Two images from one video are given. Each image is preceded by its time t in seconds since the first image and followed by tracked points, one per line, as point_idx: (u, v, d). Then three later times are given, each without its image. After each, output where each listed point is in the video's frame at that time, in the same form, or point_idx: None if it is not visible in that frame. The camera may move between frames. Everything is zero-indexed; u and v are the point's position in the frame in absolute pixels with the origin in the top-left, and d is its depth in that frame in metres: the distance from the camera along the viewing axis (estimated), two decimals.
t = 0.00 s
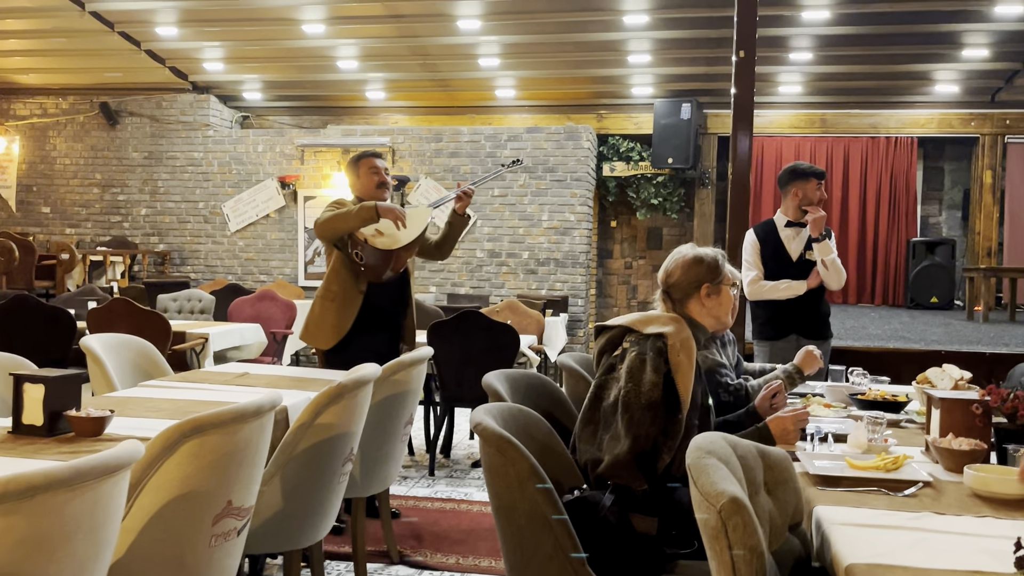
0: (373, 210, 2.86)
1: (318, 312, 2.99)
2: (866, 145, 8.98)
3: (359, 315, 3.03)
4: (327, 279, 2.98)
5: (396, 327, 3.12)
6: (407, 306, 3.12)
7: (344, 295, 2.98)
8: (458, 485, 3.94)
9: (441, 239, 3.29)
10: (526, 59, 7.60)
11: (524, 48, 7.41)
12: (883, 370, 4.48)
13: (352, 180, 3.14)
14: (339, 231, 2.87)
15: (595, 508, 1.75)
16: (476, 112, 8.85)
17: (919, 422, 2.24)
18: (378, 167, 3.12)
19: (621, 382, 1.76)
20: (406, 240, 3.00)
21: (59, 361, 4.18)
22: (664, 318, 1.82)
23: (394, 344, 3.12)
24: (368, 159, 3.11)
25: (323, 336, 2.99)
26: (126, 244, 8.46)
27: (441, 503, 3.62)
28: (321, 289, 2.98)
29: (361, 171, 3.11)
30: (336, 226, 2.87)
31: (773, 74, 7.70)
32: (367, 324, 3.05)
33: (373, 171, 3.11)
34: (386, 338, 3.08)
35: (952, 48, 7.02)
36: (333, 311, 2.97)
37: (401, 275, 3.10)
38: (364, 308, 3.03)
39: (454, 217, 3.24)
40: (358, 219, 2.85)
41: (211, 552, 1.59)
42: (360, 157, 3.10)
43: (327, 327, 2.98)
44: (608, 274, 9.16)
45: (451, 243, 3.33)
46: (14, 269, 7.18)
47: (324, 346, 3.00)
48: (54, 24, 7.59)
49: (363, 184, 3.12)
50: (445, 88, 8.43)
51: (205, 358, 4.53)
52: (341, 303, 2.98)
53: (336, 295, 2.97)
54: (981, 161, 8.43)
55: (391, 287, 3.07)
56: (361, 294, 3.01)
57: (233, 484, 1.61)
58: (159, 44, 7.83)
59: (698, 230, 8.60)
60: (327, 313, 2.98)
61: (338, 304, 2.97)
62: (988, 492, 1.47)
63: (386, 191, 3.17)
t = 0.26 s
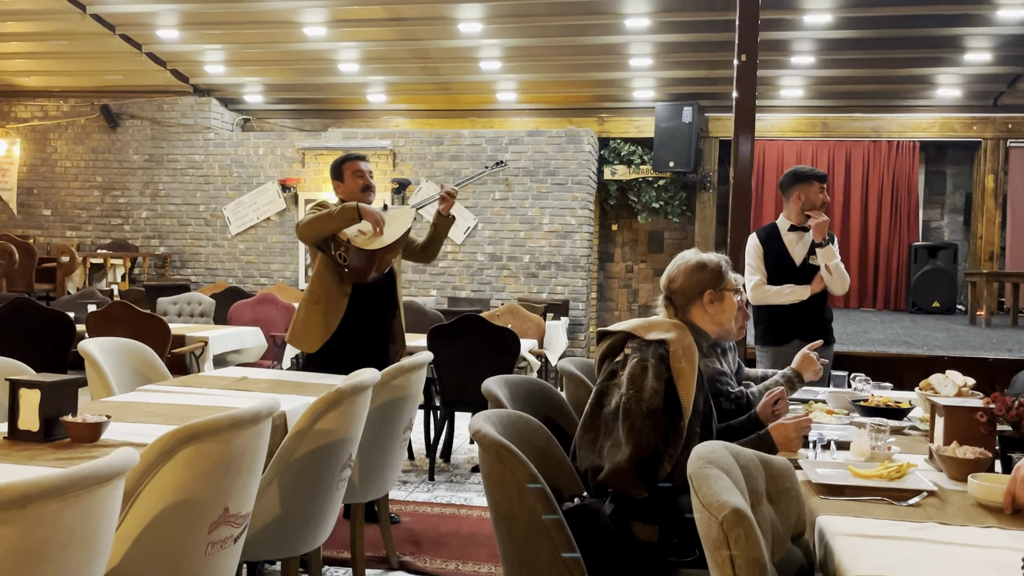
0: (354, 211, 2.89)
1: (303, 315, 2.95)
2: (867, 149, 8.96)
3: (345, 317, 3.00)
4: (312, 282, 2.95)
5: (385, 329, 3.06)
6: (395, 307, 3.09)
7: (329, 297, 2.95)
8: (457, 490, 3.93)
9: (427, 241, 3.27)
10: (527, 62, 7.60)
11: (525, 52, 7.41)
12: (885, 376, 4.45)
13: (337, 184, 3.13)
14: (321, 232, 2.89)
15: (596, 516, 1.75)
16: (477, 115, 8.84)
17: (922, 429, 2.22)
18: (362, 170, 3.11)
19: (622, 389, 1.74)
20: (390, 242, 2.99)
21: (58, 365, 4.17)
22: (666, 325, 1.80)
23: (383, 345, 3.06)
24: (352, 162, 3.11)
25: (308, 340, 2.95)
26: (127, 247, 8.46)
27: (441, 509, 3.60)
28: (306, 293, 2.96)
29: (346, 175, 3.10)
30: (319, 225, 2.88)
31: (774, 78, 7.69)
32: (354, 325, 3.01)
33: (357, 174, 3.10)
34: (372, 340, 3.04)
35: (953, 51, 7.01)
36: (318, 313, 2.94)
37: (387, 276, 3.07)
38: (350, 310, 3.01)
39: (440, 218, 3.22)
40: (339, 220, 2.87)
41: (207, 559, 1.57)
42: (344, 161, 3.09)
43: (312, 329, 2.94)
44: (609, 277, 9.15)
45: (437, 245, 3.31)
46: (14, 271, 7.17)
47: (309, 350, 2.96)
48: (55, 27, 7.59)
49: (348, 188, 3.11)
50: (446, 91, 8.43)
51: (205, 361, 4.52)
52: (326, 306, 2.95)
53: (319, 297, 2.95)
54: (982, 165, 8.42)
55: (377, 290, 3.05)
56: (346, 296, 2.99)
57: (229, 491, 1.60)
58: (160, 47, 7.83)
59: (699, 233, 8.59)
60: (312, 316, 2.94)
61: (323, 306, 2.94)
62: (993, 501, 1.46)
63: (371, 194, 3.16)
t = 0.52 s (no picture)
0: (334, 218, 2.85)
1: (279, 321, 2.91)
2: (870, 153, 8.93)
3: (323, 324, 2.98)
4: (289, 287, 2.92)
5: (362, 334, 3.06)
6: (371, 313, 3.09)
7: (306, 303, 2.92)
8: (459, 495, 3.91)
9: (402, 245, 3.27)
10: (530, 66, 7.59)
11: (528, 55, 7.41)
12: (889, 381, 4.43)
13: (312, 187, 3.11)
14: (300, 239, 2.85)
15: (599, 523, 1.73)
16: (480, 118, 8.83)
17: (927, 435, 2.21)
18: (337, 173, 3.09)
19: (624, 395, 1.73)
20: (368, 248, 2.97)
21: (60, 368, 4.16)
22: (668, 330, 1.79)
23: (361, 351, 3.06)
24: (327, 165, 3.08)
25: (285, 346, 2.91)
26: (129, 249, 8.46)
27: (443, 513, 3.59)
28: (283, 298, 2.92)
29: (321, 179, 3.08)
30: (298, 232, 2.84)
31: (777, 81, 7.68)
32: (331, 331, 2.99)
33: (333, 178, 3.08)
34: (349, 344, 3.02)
35: (957, 55, 7.00)
36: (295, 319, 2.91)
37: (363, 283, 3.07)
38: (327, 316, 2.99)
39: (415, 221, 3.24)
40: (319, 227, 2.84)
41: (208, 565, 1.56)
42: (319, 163, 3.07)
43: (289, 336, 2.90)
44: (612, 281, 9.13)
45: (413, 247, 3.31)
46: (16, 274, 7.18)
47: (285, 357, 2.93)
48: (58, 29, 7.60)
49: (324, 192, 3.09)
50: (449, 94, 8.43)
51: (206, 364, 4.51)
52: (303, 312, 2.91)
53: (298, 304, 2.92)
54: (986, 169, 8.40)
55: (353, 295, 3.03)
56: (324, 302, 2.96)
57: (229, 497, 1.59)
58: (163, 49, 7.84)
59: (701, 236, 8.57)
60: (288, 322, 2.91)
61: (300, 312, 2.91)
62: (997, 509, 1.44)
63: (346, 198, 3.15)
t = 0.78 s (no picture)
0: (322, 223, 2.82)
1: (264, 327, 2.88)
2: (876, 157, 8.92)
3: (308, 329, 2.97)
4: (275, 292, 2.90)
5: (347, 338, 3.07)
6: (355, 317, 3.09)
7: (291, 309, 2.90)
8: (464, 500, 3.90)
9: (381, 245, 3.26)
10: (535, 69, 7.58)
11: (533, 58, 7.40)
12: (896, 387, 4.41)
13: (290, 191, 3.08)
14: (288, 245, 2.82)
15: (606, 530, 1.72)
16: (485, 122, 8.82)
17: (936, 443, 2.19)
18: (316, 176, 3.06)
19: (629, 401, 1.72)
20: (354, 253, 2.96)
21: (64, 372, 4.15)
22: (673, 335, 1.77)
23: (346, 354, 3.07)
24: (306, 168, 3.04)
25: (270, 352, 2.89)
26: (135, 252, 8.46)
27: (448, 519, 3.58)
28: (267, 304, 2.89)
29: (300, 182, 3.05)
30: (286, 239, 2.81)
31: (784, 84, 7.66)
32: (316, 335, 2.99)
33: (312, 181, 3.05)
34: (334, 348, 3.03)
35: (964, 59, 6.98)
36: (281, 325, 2.89)
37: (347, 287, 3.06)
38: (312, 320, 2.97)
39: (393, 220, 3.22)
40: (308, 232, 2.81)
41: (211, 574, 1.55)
42: (296, 166, 3.03)
43: (274, 342, 2.88)
44: (617, 284, 9.12)
45: (391, 246, 3.29)
46: (22, 277, 7.18)
47: (270, 363, 2.91)
48: (65, 33, 7.62)
49: (303, 195, 3.07)
50: (454, 98, 8.42)
51: (210, 368, 4.50)
52: (289, 317, 2.90)
53: (283, 310, 2.89)
54: (993, 172, 8.36)
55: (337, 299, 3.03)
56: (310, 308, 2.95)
57: (232, 504, 1.58)
58: (169, 53, 7.85)
59: (707, 240, 8.55)
60: (274, 328, 2.88)
61: (285, 317, 2.89)
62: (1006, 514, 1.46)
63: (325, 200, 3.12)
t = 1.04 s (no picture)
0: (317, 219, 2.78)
1: (268, 330, 2.87)
2: (883, 159, 8.92)
3: (310, 330, 2.96)
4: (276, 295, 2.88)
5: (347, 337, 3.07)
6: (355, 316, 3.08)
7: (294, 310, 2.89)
8: (470, 503, 3.88)
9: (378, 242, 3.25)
10: (542, 71, 7.57)
11: (539, 60, 7.38)
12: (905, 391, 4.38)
13: (285, 193, 3.07)
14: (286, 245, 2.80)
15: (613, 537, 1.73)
16: (491, 124, 8.81)
17: (948, 449, 2.16)
18: (309, 176, 3.04)
19: (637, 407, 1.70)
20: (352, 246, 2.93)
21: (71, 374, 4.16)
22: (682, 340, 1.76)
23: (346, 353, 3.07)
24: (299, 169, 3.04)
25: (276, 354, 2.88)
26: (141, 254, 8.48)
27: (454, 522, 3.57)
28: (270, 306, 2.87)
29: (294, 184, 3.04)
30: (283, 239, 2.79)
31: (791, 86, 7.63)
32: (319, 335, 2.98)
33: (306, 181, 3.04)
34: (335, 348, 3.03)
35: (972, 60, 6.94)
36: (284, 326, 2.87)
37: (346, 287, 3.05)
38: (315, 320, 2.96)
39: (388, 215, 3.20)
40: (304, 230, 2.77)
41: None
42: (290, 167, 3.02)
43: (279, 344, 2.87)
44: (623, 286, 9.10)
45: (388, 243, 3.28)
46: (28, 279, 7.20)
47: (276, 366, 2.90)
48: (72, 35, 7.64)
49: (297, 196, 3.05)
50: (460, 100, 8.41)
51: (216, 371, 4.50)
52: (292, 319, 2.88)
53: (285, 312, 2.87)
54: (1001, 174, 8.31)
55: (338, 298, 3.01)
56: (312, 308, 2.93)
57: (238, 510, 1.56)
58: (176, 55, 7.86)
59: (713, 242, 8.53)
60: (277, 330, 2.87)
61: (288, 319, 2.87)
62: None
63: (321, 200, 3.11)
